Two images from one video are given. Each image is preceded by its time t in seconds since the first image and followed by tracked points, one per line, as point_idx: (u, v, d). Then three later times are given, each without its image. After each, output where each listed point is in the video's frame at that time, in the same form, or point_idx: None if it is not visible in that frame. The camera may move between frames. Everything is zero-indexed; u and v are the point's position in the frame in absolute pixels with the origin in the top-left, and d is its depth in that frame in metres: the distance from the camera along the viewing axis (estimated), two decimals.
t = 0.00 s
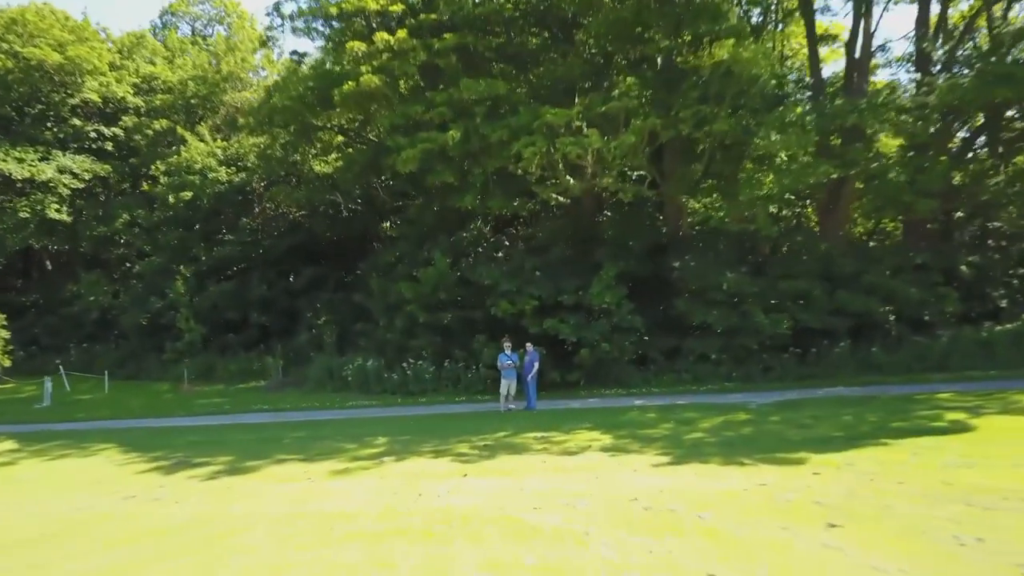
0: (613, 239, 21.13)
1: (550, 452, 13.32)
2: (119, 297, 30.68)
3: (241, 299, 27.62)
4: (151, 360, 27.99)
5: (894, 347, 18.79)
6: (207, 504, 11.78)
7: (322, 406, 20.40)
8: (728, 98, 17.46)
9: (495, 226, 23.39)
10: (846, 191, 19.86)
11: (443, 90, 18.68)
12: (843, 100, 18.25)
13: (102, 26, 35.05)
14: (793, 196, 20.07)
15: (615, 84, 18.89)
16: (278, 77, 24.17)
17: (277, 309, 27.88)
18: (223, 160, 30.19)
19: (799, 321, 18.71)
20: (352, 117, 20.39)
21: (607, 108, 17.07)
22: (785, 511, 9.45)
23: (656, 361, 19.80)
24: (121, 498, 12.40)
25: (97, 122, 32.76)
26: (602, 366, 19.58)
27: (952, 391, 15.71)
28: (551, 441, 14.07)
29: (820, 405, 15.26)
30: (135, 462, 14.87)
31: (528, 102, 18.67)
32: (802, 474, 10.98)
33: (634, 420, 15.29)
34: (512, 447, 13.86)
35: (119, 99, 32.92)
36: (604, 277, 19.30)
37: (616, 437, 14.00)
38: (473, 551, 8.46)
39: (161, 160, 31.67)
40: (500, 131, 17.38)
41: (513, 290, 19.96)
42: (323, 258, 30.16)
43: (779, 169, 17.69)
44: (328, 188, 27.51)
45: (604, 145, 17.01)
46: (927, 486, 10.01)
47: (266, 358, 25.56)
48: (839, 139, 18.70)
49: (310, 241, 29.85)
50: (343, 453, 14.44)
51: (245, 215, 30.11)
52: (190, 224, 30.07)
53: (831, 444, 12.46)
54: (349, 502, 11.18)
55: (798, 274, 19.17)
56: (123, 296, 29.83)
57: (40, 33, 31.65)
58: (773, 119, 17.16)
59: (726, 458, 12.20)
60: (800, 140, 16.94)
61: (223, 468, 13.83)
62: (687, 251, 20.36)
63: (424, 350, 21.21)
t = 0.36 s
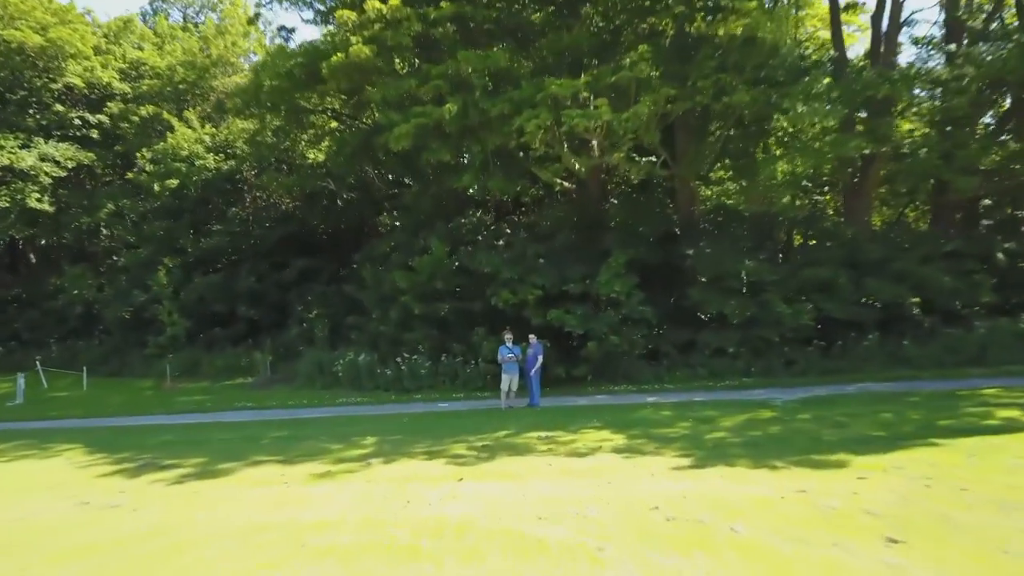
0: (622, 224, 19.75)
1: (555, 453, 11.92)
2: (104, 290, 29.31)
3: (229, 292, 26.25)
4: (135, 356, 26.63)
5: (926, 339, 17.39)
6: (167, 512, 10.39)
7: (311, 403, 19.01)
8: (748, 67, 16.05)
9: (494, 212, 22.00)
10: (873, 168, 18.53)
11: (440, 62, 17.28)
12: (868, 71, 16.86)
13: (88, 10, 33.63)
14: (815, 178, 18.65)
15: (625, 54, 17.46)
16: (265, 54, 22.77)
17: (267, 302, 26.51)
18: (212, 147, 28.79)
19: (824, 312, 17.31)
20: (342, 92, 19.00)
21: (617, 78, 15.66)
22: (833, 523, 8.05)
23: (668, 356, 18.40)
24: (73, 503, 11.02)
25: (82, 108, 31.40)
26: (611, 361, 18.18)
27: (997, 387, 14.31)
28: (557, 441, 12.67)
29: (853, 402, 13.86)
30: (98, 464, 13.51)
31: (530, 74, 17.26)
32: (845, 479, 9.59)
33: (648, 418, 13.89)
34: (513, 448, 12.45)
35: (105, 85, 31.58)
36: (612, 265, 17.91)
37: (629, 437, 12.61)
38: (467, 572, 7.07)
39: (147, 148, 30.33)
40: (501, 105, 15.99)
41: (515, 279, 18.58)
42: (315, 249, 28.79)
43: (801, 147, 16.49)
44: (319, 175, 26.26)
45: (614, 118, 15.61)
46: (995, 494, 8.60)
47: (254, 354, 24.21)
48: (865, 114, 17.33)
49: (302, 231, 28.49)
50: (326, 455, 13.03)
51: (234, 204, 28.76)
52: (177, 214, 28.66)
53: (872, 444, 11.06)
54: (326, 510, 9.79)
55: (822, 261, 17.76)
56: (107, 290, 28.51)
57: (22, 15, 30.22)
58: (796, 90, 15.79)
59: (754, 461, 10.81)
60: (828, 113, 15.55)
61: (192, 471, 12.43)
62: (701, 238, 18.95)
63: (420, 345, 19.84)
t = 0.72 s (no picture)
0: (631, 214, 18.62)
1: (561, 458, 10.76)
2: (89, 286, 28.20)
3: (217, 287, 25.11)
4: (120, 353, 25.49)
5: (957, 334, 16.22)
6: (124, 522, 9.23)
7: (299, 403, 17.88)
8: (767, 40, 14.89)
9: (495, 201, 20.84)
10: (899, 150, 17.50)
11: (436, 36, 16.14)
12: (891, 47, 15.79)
13: None
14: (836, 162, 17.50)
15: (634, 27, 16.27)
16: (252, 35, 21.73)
17: (256, 297, 25.36)
18: (201, 136, 27.67)
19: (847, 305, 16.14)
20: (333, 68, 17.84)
21: (627, 51, 14.51)
22: (887, 541, 6.90)
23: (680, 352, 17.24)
24: (22, 513, 9.87)
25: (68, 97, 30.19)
26: (620, 357, 17.02)
27: None
28: (563, 444, 11.50)
29: (886, 402, 12.69)
30: (60, 468, 12.35)
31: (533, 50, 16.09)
32: (892, 489, 8.39)
33: (661, 418, 12.71)
34: (515, 451, 11.30)
35: (91, 73, 30.41)
36: (621, 255, 16.75)
37: (642, 439, 11.43)
38: None
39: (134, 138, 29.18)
40: (501, 82, 14.82)
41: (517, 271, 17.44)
42: (308, 243, 27.65)
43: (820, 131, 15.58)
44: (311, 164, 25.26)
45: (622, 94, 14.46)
46: None
47: (243, 351, 23.07)
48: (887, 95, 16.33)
49: (295, 223, 27.34)
50: (309, 457, 11.88)
51: (224, 196, 27.61)
52: (165, 206, 27.54)
53: (917, 448, 9.87)
54: (302, 522, 8.63)
55: (845, 251, 16.59)
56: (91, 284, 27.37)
57: None
58: (819, 62, 14.64)
59: (784, 466, 9.63)
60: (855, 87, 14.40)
61: (161, 477, 11.26)
62: (715, 228, 17.81)
63: (416, 340, 18.68)
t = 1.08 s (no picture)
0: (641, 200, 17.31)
1: (567, 465, 9.50)
2: (71, 281, 26.96)
3: (204, 281, 23.87)
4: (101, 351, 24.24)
5: (996, 328, 14.95)
6: (63, 539, 8.00)
7: (283, 403, 16.65)
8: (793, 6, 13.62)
9: (495, 188, 19.59)
10: (932, 124, 16.60)
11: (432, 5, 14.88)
12: (925, 15, 14.53)
13: None
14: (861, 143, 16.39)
15: None
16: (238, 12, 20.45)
17: (244, 291, 24.12)
18: (188, 124, 26.37)
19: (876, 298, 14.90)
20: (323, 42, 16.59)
21: (640, 17, 13.24)
22: (968, 570, 5.64)
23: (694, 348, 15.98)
24: None
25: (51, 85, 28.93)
26: (630, 354, 15.76)
27: None
28: (570, 449, 10.23)
29: (928, 402, 11.42)
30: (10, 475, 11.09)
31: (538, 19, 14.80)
32: (959, 504, 7.13)
33: (678, 420, 11.45)
34: (515, 457, 10.04)
35: (76, 59, 29.10)
36: (631, 243, 15.50)
37: (658, 443, 10.17)
38: None
39: (118, 127, 27.85)
40: (501, 52, 13.56)
41: (518, 261, 16.20)
42: (300, 236, 26.40)
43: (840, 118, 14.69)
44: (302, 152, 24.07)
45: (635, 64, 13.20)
46: None
47: (229, 348, 21.85)
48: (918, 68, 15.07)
49: (286, 215, 26.08)
50: (285, 464, 10.63)
51: (211, 188, 26.33)
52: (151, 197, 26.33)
53: (977, 454, 8.60)
54: (265, 541, 7.36)
55: (873, 239, 15.34)
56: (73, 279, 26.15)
57: None
58: (849, 30, 13.38)
59: (826, 475, 8.37)
60: (891, 56, 13.14)
61: (116, 486, 9.99)
62: (732, 215, 16.56)
63: (410, 336, 17.43)
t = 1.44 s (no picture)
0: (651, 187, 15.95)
1: (575, 475, 8.34)
2: (53, 276, 25.79)
3: (190, 276, 22.71)
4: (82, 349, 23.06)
5: None
6: None
7: (268, 403, 15.51)
8: None
9: (495, 176, 18.42)
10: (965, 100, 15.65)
11: None
12: None
13: None
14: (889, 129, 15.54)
15: None
16: None
17: (233, 286, 22.96)
18: (174, 113, 24.96)
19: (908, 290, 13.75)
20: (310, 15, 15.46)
21: None
22: None
23: (710, 345, 14.81)
24: None
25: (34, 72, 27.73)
26: (641, 351, 14.59)
27: None
28: (578, 456, 9.07)
29: (977, 403, 10.27)
30: None
31: None
32: None
33: (698, 423, 10.29)
34: (516, 465, 8.88)
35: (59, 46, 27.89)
36: (642, 230, 14.34)
37: (678, 449, 9.01)
38: None
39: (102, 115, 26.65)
40: (502, 20, 12.42)
41: (520, 250, 15.07)
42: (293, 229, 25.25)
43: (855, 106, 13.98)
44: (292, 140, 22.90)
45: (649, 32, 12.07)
46: None
47: (214, 346, 20.74)
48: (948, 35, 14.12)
49: (277, 207, 24.94)
50: (258, 470, 9.47)
51: (198, 180, 25.16)
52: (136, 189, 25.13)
53: None
54: (221, 567, 6.20)
55: (905, 226, 14.19)
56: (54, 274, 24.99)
57: None
58: None
59: (876, 487, 7.23)
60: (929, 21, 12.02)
61: (64, 497, 8.81)
62: (751, 201, 15.39)
63: (404, 332, 16.28)
